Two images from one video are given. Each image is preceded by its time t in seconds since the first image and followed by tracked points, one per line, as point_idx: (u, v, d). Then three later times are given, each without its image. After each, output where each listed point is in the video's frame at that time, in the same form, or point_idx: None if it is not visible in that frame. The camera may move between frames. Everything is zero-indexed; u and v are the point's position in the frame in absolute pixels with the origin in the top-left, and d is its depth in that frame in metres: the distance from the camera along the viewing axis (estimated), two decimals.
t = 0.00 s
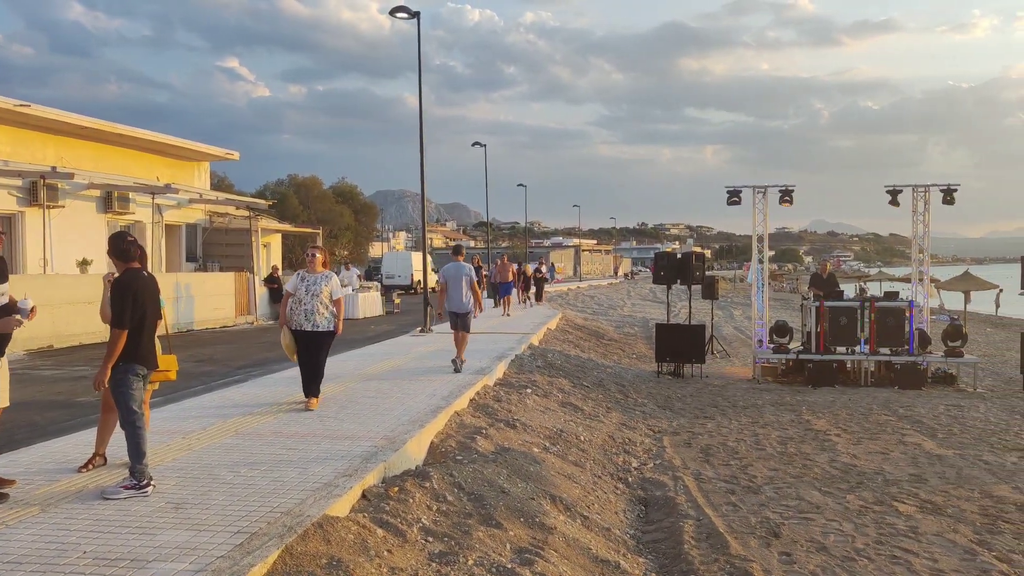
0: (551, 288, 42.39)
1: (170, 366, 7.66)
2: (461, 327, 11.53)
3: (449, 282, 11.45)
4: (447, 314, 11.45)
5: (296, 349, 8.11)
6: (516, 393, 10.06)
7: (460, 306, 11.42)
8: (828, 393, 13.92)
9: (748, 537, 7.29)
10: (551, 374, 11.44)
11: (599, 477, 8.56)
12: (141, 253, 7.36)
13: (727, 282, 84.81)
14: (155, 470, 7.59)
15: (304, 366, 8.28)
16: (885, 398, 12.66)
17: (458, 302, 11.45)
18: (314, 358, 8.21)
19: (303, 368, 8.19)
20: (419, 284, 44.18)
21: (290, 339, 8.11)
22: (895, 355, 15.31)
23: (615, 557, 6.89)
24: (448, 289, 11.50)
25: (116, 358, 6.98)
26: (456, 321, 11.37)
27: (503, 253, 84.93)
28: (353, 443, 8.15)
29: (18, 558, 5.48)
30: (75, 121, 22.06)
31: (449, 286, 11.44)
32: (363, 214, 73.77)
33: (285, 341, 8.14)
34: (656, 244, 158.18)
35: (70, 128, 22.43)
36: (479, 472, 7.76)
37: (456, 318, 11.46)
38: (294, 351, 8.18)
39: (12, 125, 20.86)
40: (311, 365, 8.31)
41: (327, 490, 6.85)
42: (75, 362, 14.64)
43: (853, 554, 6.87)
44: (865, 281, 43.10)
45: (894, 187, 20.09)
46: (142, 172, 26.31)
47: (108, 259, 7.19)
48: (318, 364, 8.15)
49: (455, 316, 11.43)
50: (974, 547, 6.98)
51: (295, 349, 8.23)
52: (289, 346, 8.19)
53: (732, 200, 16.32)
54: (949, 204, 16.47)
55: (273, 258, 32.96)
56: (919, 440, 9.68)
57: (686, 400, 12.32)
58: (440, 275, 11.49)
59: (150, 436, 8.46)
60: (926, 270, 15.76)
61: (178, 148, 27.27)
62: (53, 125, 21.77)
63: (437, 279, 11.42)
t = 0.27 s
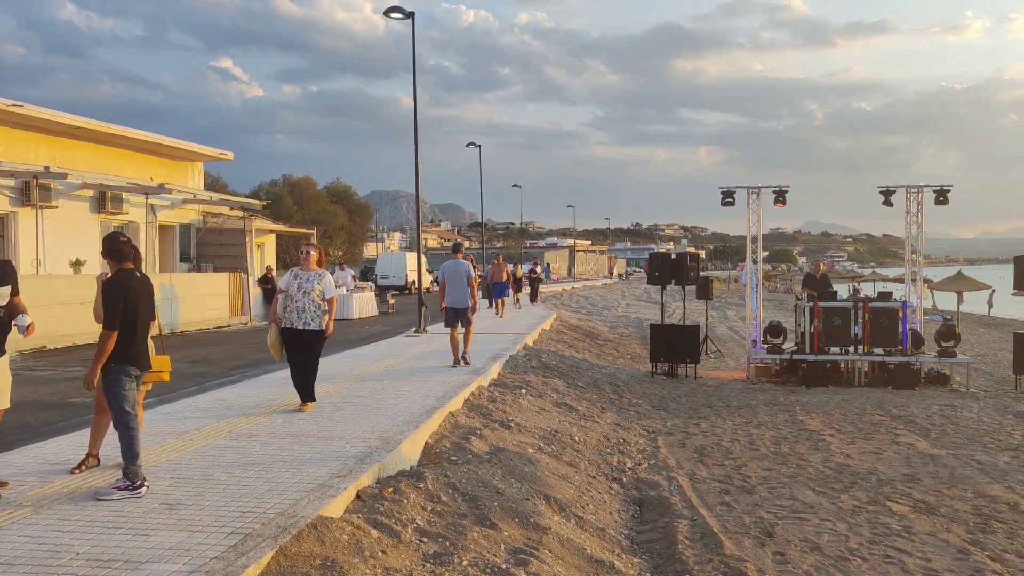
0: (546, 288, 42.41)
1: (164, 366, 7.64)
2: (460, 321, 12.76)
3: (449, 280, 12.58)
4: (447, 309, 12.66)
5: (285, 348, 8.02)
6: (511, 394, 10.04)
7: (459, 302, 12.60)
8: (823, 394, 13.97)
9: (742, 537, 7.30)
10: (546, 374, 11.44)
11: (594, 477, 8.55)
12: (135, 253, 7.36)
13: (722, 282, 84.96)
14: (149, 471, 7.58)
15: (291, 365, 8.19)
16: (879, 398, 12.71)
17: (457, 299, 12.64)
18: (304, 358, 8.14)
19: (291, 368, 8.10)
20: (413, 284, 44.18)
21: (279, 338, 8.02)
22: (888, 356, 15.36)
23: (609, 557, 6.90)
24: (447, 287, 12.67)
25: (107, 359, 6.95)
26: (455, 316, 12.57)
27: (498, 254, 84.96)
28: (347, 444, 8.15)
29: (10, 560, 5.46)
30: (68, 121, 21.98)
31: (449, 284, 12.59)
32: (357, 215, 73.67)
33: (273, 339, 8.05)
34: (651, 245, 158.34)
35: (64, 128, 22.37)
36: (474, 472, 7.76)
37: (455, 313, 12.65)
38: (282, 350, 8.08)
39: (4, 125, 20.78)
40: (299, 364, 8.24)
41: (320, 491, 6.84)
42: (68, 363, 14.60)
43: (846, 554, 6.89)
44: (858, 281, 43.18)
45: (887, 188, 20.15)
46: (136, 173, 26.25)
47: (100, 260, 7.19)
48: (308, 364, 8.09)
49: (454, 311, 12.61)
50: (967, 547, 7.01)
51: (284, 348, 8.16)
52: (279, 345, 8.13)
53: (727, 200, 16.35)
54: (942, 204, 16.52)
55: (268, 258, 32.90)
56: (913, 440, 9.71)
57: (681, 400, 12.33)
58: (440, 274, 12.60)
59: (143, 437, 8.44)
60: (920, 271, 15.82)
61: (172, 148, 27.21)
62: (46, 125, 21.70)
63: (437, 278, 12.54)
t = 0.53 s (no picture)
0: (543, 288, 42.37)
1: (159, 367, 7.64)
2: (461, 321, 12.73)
3: (452, 280, 12.66)
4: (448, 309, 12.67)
5: (279, 348, 7.98)
6: (507, 394, 10.00)
7: (460, 302, 12.60)
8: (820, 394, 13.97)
9: (738, 537, 7.30)
10: (542, 374, 11.40)
11: (590, 478, 8.53)
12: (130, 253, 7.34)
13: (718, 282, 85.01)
14: (144, 472, 7.56)
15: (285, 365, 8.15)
16: (875, 398, 12.72)
17: (458, 299, 12.64)
18: (298, 357, 8.11)
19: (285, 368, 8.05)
20: (409, 284, 44.12)
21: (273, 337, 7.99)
22: (884, 356, 15.37)
23: (606, 557, 6.89)
24: (450, 287, 12.76)
25: (100, 360, 6.93)
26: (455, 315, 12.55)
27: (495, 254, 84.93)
28: (343, 445, 8.14)
29: (5, 561, 5.44)
30: (65, 121, 21.99)
31: (452, 285, 12.65)
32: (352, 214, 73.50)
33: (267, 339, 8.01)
34: (648, 245, 158.39)
35: (59, 128, 22.30)
36: (470, 473, 7.75)
37: (456, 313, 12.65)
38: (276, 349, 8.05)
39: None
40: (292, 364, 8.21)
41: (316, 491, 6.82)
42: (62, 363, 14.55)
43: (842, 554, 6.88)
44: (856, 280, 43.18)
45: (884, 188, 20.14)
46: (131, 172, 26.20)
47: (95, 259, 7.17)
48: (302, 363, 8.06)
49: (454, 311, 12.62)
50: (961, 547, 7.02)
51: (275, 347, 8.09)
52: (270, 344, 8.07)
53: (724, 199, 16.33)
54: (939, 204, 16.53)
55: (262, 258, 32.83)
56: (909, 440, 9.71)
57: (678, 400, 12.31)
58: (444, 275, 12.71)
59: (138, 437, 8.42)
60: (916, 270, 15.83)
61: (167, 148, 27.17)
62: (42, 124, 21.64)
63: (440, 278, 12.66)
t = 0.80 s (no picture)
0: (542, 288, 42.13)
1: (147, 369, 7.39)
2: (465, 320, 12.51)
3: (455, 278, 12.46)
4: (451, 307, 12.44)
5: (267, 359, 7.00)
6: (504, 398, 9.73)
7: (463, 300, 12.38)
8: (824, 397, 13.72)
9: (741, 544, 7.07)
10: (540, 377, 11.13)
11: (589, 483, 8.28)
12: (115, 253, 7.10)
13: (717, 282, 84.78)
14: (130, 478, 7.32)
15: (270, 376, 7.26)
16: (881, 400, 12.48)
17: (461, 297, 12.43)
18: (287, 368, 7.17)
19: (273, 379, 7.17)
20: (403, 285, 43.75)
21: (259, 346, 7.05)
22: (891, 358, 15.12)
23: (605, 565, 6.65)
24: (453, 285, 12.55)
25: (85, 362, 6.69)
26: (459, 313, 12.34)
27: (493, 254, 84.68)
28: (335, 449, 7.90)
29: None
30: (56, 117, 21.97)
31: (455, 283, 12.45)
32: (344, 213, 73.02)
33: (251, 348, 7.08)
34: (646, 245, 158.23)
35: (44, 123, 22.05)
36: (466, 478, 7.51)
37: (459, 312, 12.43)
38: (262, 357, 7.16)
39: None
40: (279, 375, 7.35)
41: (307, 497, 6.58)
42: (50, 365, 14.30)
43: (849, 561, 6.65)
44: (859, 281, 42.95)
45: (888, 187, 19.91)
46: (117, 169, 25.95)
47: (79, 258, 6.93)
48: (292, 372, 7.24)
49: (457, 309, 12.40)
50: (971, 553, 6.80)
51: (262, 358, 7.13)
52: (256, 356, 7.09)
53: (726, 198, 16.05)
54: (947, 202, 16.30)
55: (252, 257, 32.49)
56: (917, 444, 9.47)
57: (678, 403, 12.06)
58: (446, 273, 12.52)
59: (124, 442, 8.16)
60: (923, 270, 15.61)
61: (153, 144, 26.92)
62: (25, 119, 21.37)
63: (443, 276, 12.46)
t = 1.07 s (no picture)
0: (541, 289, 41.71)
1: (130, 373, 7.05)
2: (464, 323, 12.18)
3: (454, 280, 12.12)
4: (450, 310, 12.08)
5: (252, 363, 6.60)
6: (500, 402, 9.34)
7: (463, 302, 12.05)
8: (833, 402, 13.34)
9: (748, 554, 6.75)
10: (538, 381, 10.72)
11: (589, 491, 7.94)
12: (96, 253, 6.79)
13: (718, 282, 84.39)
14: (112, 486, 6.98)
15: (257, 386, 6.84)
16: (891, 405, 12.14)
17: (461, 299, 12.10)
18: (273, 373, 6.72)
19: (258, 389, 6.73)
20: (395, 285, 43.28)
21: (243, 353, 6.65)
22: (903, 360, 14.80)
23: None
24: (451, 287, 12.20)
25: (63, 366, 6.37)
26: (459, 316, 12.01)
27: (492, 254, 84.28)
28: (326, 456, 7.56)
29: None
30: (32, 111, 21.52)
31: (454, 284, 12.11)
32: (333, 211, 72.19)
33: (236, 355, 6.69)
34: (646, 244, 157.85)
35: (20, 118, 21.62)
36: (461, 486, 7.19)
37: (458, 315, 12.09)
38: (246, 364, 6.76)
39: None
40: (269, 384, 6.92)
41: (296, 507, 6.25)
42: (33, 369, 13.94)
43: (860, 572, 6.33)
44: (870, 281, 42.53)
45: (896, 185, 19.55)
46: (96, 165, 25.54)
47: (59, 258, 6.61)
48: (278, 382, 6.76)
49: (457, 312, 12.07)
50: (987, 564, 6.49)
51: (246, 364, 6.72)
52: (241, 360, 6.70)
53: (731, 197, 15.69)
54: (960, 199, 15.95)
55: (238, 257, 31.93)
56: (929, 451, 9.13)
57: (682, 408, 11.72)
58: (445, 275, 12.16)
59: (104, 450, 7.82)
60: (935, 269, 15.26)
61: (133, 139, 26.51)
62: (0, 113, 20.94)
63: (441, 278, 12.11)
